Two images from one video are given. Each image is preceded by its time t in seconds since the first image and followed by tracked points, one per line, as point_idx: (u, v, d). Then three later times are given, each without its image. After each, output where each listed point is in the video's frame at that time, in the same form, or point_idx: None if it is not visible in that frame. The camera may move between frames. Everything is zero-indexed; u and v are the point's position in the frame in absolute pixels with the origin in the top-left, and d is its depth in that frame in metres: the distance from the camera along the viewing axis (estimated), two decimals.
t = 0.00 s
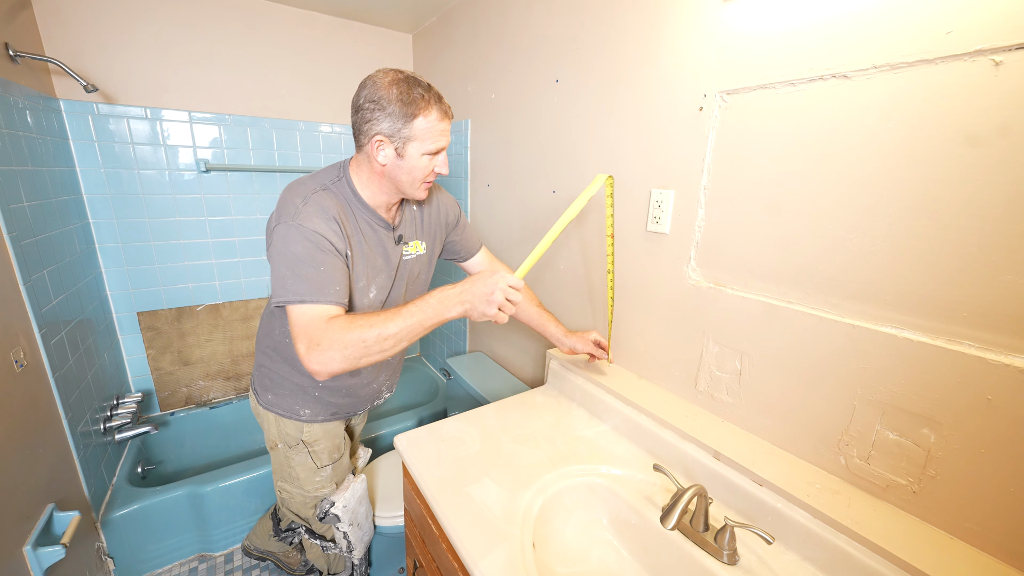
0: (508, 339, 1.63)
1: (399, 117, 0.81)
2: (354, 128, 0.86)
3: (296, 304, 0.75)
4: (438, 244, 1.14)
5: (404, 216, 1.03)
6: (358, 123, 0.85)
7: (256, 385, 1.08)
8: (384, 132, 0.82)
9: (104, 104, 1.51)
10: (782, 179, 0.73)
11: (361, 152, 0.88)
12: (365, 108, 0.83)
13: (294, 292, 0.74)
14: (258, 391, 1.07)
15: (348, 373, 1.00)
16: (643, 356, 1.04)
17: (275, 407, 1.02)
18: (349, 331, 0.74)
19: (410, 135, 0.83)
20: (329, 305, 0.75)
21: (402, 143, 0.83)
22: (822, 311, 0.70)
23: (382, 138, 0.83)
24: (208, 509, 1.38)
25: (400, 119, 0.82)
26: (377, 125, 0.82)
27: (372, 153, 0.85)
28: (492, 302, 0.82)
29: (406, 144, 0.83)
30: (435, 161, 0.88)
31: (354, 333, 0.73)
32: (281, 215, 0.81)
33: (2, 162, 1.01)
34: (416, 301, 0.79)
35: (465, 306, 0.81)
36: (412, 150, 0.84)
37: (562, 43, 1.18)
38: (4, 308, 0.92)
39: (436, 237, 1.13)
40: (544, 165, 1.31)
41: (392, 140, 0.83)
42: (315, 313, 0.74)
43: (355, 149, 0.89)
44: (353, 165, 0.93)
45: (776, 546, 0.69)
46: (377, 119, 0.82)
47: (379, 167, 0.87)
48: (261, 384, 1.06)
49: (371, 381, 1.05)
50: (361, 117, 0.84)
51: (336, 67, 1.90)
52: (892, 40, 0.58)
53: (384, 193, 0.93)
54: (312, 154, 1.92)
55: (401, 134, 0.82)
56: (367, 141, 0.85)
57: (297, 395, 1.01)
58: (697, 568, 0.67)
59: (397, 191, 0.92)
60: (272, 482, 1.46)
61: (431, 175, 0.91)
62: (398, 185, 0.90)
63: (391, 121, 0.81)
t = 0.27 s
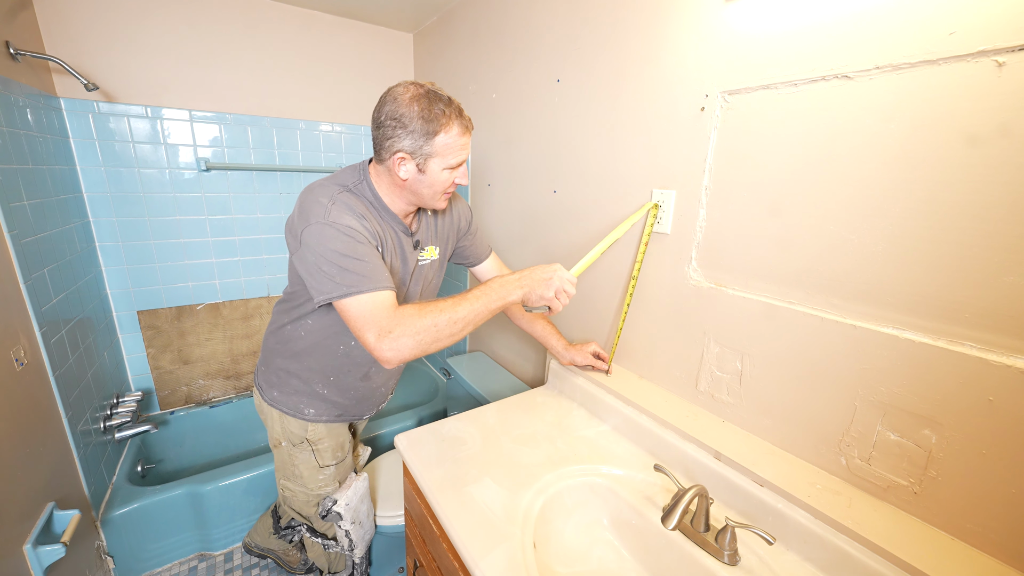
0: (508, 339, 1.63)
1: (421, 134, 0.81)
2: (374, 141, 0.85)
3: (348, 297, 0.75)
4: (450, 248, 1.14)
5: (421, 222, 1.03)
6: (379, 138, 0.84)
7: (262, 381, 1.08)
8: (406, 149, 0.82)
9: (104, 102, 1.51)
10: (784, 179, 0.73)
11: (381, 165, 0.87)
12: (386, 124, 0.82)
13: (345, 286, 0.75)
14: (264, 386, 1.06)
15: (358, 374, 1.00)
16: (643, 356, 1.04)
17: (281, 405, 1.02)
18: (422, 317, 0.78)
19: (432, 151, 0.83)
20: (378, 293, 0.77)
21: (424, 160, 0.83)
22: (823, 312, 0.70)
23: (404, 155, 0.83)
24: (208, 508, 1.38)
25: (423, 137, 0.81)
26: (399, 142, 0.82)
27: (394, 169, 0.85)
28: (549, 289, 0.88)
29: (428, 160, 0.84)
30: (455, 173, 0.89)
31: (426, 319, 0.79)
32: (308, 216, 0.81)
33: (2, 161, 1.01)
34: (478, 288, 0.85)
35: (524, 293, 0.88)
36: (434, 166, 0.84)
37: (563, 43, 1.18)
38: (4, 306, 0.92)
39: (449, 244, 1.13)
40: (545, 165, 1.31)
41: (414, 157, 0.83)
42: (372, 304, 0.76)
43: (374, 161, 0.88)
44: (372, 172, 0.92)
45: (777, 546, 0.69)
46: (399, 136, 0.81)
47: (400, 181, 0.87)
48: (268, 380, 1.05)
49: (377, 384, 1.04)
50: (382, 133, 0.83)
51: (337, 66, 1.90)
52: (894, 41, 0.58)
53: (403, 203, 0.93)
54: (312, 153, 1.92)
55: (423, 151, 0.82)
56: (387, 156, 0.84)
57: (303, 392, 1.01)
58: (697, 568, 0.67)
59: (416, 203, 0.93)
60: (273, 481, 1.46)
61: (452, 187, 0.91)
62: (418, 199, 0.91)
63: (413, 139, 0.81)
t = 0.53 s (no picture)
0: (509, 340, 1.63)
1: (429, 134, 0.81)
2: (382, 144, 0.86)
3: (363, 299, 0.76)
4: (458, 247, 1.15)
5: (430, 221, 1.03)
6: (387, 140, 0.85)
7: (270, 381, 1.08)
8: (415, 150, 0.82)
9: (106, 102, 1.51)
10: (785, 180, 0.73)
11: (390, 167, 0.88)
12: (395, 126, 0.82)
13: (359, 288, 0.75)
14: (272, 386, 1.07)
15: (368, 374, 1.00)
16: (644, 356, 1.04)
17: (290, 404, 1.02)
18: (436, 317, 0.79)
19: (441, 151, 0.83)
20: (393, 294, 0.77)
21: (432, 160, 0.84)
22: (824, 313, 0.70)
23: (413, 156, 0.83)
24: (210, 508, 1.38)
25: (431, 137, 0.82)
26: (408, 143, 0.82)
27: (403, 170, 0.85)
28: (560, 287, 0.89)
29: (437, 160, 0.84)
30: (463, 173, 0.89)
31: (440, 319, 0.79)
32: (321, 220, 0.81)
33: (5, 160, 1.01)
34: (490, 287, 0.86)
35: (535, 290, 0.88)
36: (442, 166, 0.84)
37: (564, 44, 1.18)
38: (6, 305, 0.92)
39: (457, 243, 1.13)
40: (546, 166, 1.31)
41: (423, 157, 0.83)
42: (386, 305, 0.76)
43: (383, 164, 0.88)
44: (381, 174, 0.93)
45: (777, 546, 0.69)
46: (407, 137, 0.82)
47: (409, 182, 0.87)
48: (277, 379, 1.06)
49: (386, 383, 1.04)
50: (390, 135, 0.84)
51: (338, 66, 1.90)
52: (895, 43, 0.59)
53: (412, 203, 0.93)
54: (313, 153, 1.93)
55: (432, 151, 0.83)
56: (396, 158, 0.84)
57: (311, 392, 1.01)
58: (698, 568, 0.67)
59: (425, 202, 0.93)
60: (274, 480, 1.46)
61: (460, 186, 0.92)
62: (427, 198, 0.91)
63: (421, 140, 0.81)
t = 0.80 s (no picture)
0: (509, 341, 1.63)
1: (431, 135, 0.82)
2: (385, 143, 0.86)
3: (366, 302, 0.76)
4: (459, 248, 1.15)
5: (433, 223, 1.03)
6: (390, 139, 0.85)
7: (274, 381, 1.08)
8: (416, 150, 0.83)
9: (107, 103, 1.51)
10: (784, 182, 0.73)
11: (392, 166, 0.88)
12: (398, 125, 0.83)
13: (363, 290, 0.76)
14: (276, 386, 1.07)
15: (372, 374, 1.00)
16: (643, 357, 1.05)
17: (293, 403, 1.02)
18: (438, 319, 0.79)
19: (442, 152, 0.83)
20: (396, 297, 0.77)
21: (433, 160, 0.84)
22: (823, 313, 0.71)
23: (414, 155, 0.83)
24: (210, 508, 1.38)
25: (433, 137, 0.82)
26: (410, 143, 0.83)
27: (404, 169, 0.85)
28: (560, 289, 0.89)
29: (438, 161, 0.84)
30: (464, 175, 0.89)
31: (441, 322, 0.79)
32: (326, 221, 0.81)
33: (6, 160, 1.02)
34: (491, 289, 0.86)
35: (535, 292, 0.88)
36: (443, 167, 0.85)
37: (564, 46, 1.19)
38: (7, 305, 0.92)
39: (459, 244, 1.14)
40: (546, 167, 1.31)
41: (424, 157, 0.83)
42: (389, 307, 0.76)
43: (386, 162, 0.89)
44: (385, 174, 0.93)
45: (776, 546, 0.69)
46: (409, 136, 0.82)
47: (410, 181, 0.87)
48: (280, 379, 1.06)
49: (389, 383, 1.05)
50: (393, 134, 0.84)
51: (338, 67, 1.90)
52: (892, 47, 0.59)
53: (413, 204, 0.94)
54: (313, 154, 1.93)
55: (433, 151, 0.83)
56: (398, 157, 0.85)
57: (315, 391, 1.01)
58: (697, 567, 0.68)
59: (425, 203, 0.93)
60: (274, 481, 1.46)
61: (460, 188, 0.92)
62: (427, 199, 0.91)
63: (423, 139, 0.82)
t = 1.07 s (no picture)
0: (509, 341, 1.63)
1: (432, 137, 0.82)
2: (387, 144, 0.86)
3: (367, 303, 0.76)
4: (460, 249, 1.15)
5: (434, 224, 1.04)
6: (392, 140, 0.85)
7: (275, 381, 1.08)
8: (418, 152, 0.83)
9: (107, 103, 1.52)
10: (784, 183, 0.74)
11: (393, 167, 0.89)
12: (400, 127, 0.83)
13: (364, 292, 0.76)
14: (277, 386, 1.07)
15: (373, 374, 1.01)
16: (643, 357, 1.05)
17: (294, 403, 1.02)
18: (438, 321, 0.79)
19: (443, 155, 0.83)
20: (397, 299, 0.77)
21: (434, 163, 0.84)
22: (822, 314, 0.71)
23: (416, 157, 0.83)
24: (210, 508, 1.38)
25: (435, 140, 0.82)
26: (411, 145, 0.83)
27: (405, 171, 0.86)
28: (561, 291, 0.89)
29: (439, 163, 0.84)
30: (465, 178, 0.89)
31: (442, 323, 0.79)
32: (328, 223, 0.81)
33: (8, 161, 1.02)
34: (491, 290, 0.86)
35: (535, 294, 0.88)
36: (444, 169, 0.85)
37: (565, 47, 1.19)
38: (8, 305, 0.92)
39: (459, 245, 1.14)
40: (547, 167, 1.32)
41: (425, 159, 0.83)
42: (390, 309, 0.77)
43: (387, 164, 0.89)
44: (387, 175, 0.93)
45: (776, 546, 0.69)
46: (411, 138, 0.82)
47: (411, 183, 0.88)
48: (281, 379, 1.06)
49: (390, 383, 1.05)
50: (395, 135, 0.84)
51: (339, 68, 1.91)
52: (891, 50, 0.60)
53: (414, 206, 0.94)
54: (313, 155, 1.93)
55: (434, 154, 0.83)
56: (399, 159, 0.85)
57: (316, 391, 1.01)
58: (697, 567, 0.68)
59: (425, 205, 0.93)
60: (274, 481, 1.46)
61: (461, 190, 0.92)
62: (428, 201, 0.91)
63: (424, 142, 0.82)
